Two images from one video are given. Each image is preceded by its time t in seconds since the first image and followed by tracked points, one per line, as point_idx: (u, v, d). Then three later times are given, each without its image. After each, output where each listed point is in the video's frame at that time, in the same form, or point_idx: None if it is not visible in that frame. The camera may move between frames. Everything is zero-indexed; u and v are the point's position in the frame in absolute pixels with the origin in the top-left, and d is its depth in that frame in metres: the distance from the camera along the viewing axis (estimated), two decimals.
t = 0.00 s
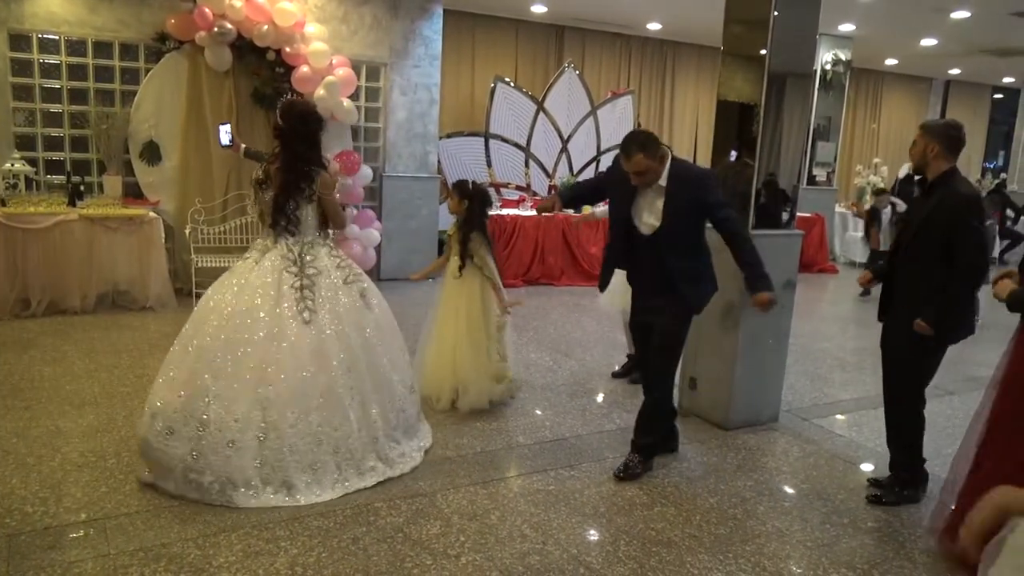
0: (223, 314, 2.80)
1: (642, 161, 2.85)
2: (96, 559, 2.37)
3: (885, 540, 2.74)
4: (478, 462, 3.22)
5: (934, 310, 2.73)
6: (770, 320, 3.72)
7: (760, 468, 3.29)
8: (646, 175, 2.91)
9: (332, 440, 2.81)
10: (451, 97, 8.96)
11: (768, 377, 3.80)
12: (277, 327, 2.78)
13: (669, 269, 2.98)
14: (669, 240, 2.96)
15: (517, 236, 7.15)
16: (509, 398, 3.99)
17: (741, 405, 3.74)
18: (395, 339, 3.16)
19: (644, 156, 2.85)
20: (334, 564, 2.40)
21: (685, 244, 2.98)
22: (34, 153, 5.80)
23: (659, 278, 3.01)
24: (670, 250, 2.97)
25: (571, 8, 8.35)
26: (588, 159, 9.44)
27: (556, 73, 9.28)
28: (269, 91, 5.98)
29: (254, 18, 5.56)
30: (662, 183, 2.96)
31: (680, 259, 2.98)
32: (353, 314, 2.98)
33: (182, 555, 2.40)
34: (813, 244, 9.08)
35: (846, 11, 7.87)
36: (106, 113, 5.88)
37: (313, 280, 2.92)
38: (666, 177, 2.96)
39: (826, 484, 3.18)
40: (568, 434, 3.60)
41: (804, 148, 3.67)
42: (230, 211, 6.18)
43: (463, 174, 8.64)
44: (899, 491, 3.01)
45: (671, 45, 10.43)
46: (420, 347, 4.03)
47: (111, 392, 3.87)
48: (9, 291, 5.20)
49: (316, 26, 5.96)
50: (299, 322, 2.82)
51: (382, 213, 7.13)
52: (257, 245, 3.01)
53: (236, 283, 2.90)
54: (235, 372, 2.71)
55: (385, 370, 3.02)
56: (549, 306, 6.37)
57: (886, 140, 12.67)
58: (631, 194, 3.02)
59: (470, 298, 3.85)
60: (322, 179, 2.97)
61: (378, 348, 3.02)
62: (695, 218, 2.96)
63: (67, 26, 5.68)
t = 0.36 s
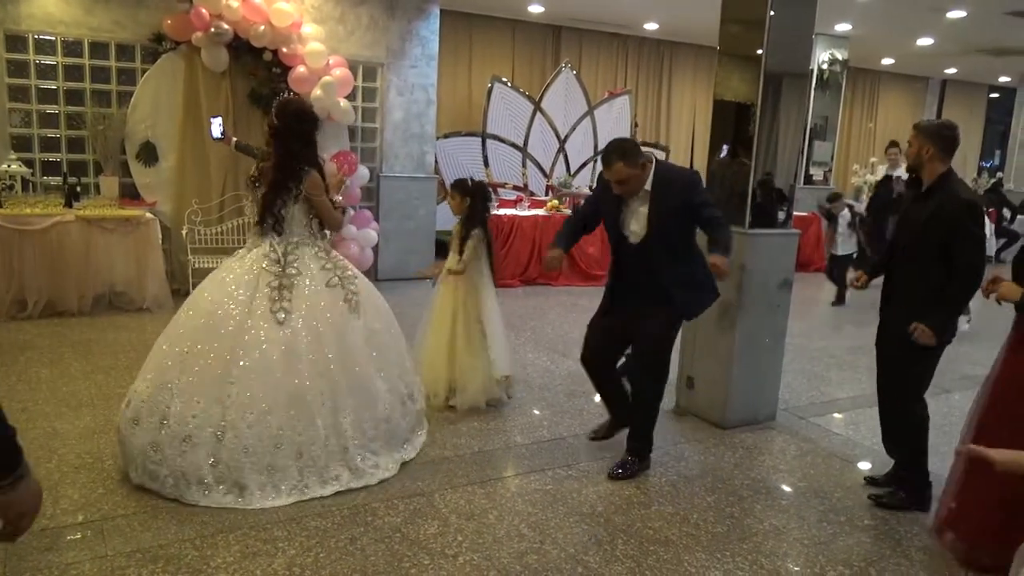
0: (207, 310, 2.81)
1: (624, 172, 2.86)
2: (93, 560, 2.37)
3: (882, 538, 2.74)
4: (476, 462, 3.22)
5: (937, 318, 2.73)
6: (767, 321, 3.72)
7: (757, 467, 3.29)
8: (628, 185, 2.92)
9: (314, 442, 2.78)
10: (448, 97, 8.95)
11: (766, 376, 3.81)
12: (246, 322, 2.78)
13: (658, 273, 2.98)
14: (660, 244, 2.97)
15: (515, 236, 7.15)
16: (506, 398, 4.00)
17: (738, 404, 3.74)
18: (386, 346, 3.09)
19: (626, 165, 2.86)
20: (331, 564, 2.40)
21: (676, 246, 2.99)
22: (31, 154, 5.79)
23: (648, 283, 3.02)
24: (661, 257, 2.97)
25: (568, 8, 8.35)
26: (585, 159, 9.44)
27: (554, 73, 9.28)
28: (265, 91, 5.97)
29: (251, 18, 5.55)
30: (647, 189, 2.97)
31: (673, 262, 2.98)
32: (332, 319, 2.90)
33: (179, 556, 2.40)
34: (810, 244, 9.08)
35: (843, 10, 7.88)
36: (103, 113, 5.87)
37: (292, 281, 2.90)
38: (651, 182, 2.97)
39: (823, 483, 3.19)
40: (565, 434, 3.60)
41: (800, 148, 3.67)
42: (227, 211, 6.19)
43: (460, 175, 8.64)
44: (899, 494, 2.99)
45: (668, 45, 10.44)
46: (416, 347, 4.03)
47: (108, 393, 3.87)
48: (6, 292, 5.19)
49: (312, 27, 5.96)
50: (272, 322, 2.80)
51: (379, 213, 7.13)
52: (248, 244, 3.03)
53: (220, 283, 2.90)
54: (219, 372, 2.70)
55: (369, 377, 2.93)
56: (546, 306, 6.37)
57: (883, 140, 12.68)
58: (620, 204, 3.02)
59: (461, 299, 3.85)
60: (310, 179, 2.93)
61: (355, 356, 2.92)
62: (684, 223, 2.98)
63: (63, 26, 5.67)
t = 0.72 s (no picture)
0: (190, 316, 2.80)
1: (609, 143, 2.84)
2: (87, 561, 2.36)
3: (874, 537, 2.76)
4: (470, 462, 3.22)
5: (919, 307, 2.76)
6: (760, 319, 3.73)
7: (750, 466, 3.30)
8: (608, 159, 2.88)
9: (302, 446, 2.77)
10: (442, 97, 8.95)
11: (759, 375, 3.82)
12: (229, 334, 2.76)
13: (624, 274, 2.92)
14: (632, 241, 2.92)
15: (508, 236, 7.14)
16: (500, 398, 3.99)
17: (731, 403, 3.76)
18: (381, 347, 3.04)
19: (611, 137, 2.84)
20: (326, 564, 2.40)
21: (647, 253, 2.91)
22: (23, 154, 5.76)
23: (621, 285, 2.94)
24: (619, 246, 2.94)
25: (562, 8, 8.35)
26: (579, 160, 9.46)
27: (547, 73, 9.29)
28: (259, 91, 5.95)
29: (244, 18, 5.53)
30: (626, 172, 2.93)
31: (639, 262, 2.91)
32: (321, 322, 2.87)
33: (174, 556, 2.40)
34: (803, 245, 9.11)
35: (836, 11, 7.90)
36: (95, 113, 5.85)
37: (280, 288, 2.87)
38: (631, 166, 2.94)
39: (816, 482, 3.20)
40: (559, 433, 3.60)
41: (793, 149, 3.70)
42: (220, 212, 6.19)
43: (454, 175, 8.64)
44: (898, 493, 3.00)
45: (662, 45, 10.46)
46: (410, 346, 4.04)
47: (101, 395, 3.85)
48: None
49: (306, 27, 5.95)
50: (257, 332, 2.77)
51: (373, 214, 7.13)
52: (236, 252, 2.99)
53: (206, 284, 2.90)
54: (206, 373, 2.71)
55: (359, 379, 2.89)
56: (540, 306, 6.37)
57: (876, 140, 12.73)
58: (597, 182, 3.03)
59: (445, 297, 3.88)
60: (305, 183, 2.91)
61: (346, 359, 2.88)
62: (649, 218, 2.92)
63: (55, 26, 5.66)
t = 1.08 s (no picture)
0: (190, 319, 2.77)
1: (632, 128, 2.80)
2: (78, 563, 2.36)
3: (865, 534, 2.77)
4: (463, 462, 3.22)
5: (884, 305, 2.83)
6: (752, 318, 3.75)
7: (742, 465, 3.31)
8: (621, 151, 2.82)
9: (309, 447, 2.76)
10: (434, 97, 8.95)
11: (751, 374, 3.83)
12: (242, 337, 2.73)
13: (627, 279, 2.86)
14: (637, 246, 2.84)
15: (500, 235, 7.12)
16: (493, 398, 3.99)
17: (723, 402, 3.77)
18: (382, 344, 3.06)
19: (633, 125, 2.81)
20: (319, 564, 2.40)
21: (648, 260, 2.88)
22: (12, 155, 5.73)
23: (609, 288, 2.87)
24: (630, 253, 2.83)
25: (554, 8, 8.36)
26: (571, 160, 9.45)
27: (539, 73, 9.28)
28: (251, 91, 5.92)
29: (235, 18, 5.51)
30: (631, 178, 2.89)
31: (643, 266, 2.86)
32: (332, 327, 2.85)
33: (165, 557, 2.40)
34: (794, 244, 9.14)
35: (826, 11, 7.93)
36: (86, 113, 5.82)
37: (292, 294, 2.84)
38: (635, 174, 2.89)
39: (808, 479, 3.21)
40: (552, 433, 3.60)
41: (785, 148, 3.71)
42: (212, 212, 6.16)
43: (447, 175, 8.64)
44: (889, 491, 3.01)
45: (654, 45, 10.48)
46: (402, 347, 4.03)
47: (92, 396, 3.84)
48: None
49: (297, 27, 5.94)
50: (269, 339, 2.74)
51: (365, 214, 7.12)
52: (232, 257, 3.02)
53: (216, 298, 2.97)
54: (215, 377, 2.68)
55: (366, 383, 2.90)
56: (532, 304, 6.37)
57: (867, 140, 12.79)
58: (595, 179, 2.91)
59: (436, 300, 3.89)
60: (316, 183, 2.96)
61: (352, 357, 2.88)
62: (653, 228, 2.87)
63: (45, 26, 5.63)
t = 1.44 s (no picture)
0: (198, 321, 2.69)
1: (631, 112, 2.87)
2: (62, 565, 2.34)
3: (848, 530, 2.79)
4: (450, 461, 3.22)
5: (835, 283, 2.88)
6: (738, 316, 3.77)
7: (728, 462, 3.33)
8: (621, 135, 2.86)
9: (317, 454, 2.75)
10: (421, 96, 8.94)
11: (736, 373, 3.85)
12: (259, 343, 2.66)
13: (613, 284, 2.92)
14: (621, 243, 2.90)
15: (488, 235, 7.12)
16: (480, 397, 3.98)
17: (709, 400, 3.79)
18: (371, 343, 3.09)
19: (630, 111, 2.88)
20: (305, 564, 2.39)
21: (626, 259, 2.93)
22: None
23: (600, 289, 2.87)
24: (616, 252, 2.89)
25: (541, 8, 8.36)
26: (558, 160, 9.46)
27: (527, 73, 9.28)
28: (236, 91, 5.87)
29: (220, 17, 5.48)
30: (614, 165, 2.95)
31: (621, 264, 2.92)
32: (340, 316, 2.93)
33: (150, 558, 2.38)
34: (780, 243, 9.20)
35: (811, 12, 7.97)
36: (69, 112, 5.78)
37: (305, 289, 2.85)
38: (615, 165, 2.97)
39: (792, 476, 3.23)
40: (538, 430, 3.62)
41: (770, 148, 3.73)
42: (197, 211, 6.13)
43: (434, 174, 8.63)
44: (872, 488, 3.05)
45: (641, 44, 10.51)
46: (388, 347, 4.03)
47: (76, 396, 3.81)
48: None
49: (282, 26, 5.91)
50: (292, 335, 2.73)
51: (352, 214, 7.10)
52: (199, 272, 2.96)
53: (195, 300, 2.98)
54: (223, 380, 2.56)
55: (370, 371, 3.01)
56: (519, 304, 6.39)
57: (852, 139, 12.88)
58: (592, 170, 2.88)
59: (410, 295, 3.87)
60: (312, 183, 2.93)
61: (356, 342, 2.97)
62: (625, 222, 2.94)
63: (27, 24, 5.58)
